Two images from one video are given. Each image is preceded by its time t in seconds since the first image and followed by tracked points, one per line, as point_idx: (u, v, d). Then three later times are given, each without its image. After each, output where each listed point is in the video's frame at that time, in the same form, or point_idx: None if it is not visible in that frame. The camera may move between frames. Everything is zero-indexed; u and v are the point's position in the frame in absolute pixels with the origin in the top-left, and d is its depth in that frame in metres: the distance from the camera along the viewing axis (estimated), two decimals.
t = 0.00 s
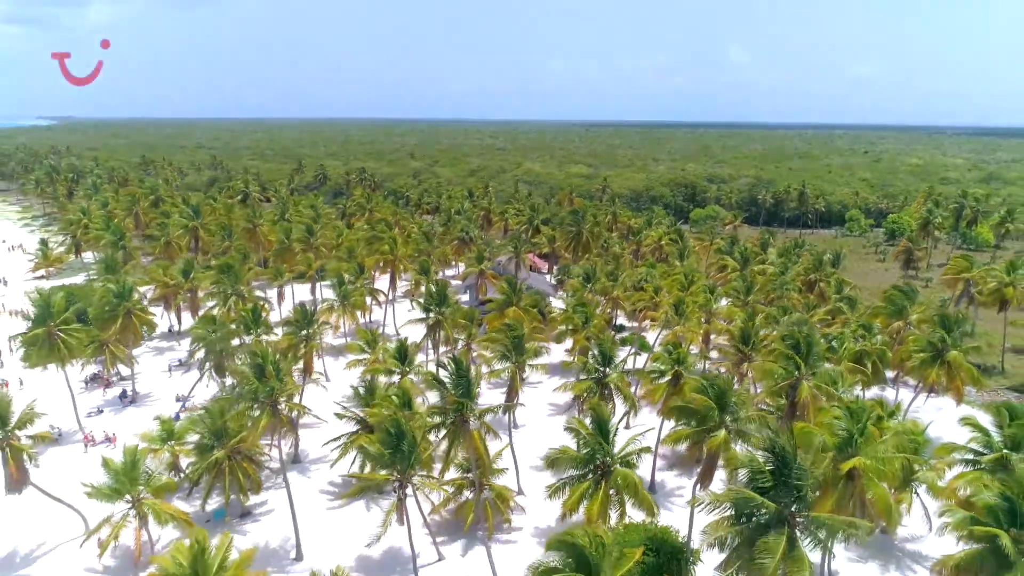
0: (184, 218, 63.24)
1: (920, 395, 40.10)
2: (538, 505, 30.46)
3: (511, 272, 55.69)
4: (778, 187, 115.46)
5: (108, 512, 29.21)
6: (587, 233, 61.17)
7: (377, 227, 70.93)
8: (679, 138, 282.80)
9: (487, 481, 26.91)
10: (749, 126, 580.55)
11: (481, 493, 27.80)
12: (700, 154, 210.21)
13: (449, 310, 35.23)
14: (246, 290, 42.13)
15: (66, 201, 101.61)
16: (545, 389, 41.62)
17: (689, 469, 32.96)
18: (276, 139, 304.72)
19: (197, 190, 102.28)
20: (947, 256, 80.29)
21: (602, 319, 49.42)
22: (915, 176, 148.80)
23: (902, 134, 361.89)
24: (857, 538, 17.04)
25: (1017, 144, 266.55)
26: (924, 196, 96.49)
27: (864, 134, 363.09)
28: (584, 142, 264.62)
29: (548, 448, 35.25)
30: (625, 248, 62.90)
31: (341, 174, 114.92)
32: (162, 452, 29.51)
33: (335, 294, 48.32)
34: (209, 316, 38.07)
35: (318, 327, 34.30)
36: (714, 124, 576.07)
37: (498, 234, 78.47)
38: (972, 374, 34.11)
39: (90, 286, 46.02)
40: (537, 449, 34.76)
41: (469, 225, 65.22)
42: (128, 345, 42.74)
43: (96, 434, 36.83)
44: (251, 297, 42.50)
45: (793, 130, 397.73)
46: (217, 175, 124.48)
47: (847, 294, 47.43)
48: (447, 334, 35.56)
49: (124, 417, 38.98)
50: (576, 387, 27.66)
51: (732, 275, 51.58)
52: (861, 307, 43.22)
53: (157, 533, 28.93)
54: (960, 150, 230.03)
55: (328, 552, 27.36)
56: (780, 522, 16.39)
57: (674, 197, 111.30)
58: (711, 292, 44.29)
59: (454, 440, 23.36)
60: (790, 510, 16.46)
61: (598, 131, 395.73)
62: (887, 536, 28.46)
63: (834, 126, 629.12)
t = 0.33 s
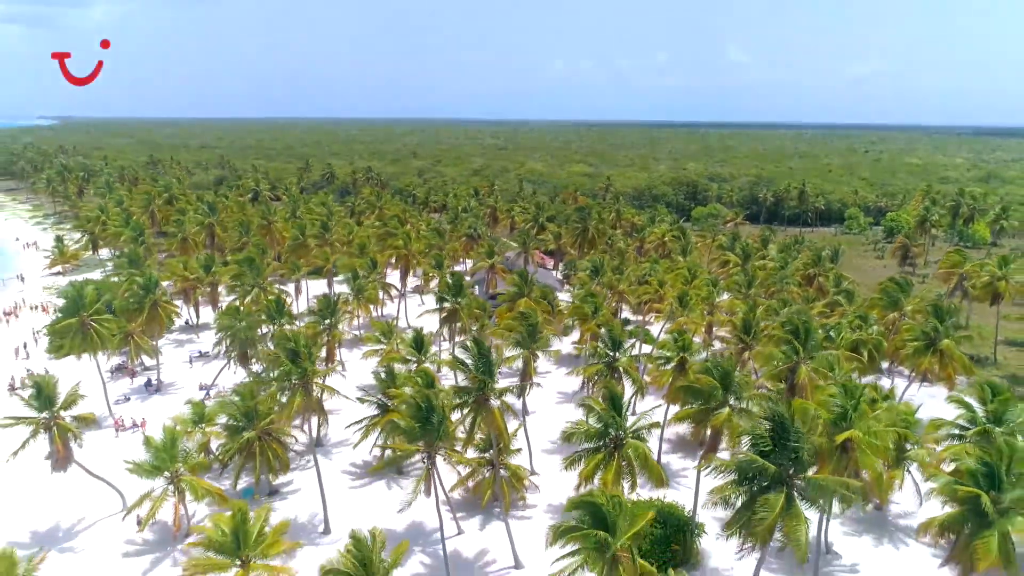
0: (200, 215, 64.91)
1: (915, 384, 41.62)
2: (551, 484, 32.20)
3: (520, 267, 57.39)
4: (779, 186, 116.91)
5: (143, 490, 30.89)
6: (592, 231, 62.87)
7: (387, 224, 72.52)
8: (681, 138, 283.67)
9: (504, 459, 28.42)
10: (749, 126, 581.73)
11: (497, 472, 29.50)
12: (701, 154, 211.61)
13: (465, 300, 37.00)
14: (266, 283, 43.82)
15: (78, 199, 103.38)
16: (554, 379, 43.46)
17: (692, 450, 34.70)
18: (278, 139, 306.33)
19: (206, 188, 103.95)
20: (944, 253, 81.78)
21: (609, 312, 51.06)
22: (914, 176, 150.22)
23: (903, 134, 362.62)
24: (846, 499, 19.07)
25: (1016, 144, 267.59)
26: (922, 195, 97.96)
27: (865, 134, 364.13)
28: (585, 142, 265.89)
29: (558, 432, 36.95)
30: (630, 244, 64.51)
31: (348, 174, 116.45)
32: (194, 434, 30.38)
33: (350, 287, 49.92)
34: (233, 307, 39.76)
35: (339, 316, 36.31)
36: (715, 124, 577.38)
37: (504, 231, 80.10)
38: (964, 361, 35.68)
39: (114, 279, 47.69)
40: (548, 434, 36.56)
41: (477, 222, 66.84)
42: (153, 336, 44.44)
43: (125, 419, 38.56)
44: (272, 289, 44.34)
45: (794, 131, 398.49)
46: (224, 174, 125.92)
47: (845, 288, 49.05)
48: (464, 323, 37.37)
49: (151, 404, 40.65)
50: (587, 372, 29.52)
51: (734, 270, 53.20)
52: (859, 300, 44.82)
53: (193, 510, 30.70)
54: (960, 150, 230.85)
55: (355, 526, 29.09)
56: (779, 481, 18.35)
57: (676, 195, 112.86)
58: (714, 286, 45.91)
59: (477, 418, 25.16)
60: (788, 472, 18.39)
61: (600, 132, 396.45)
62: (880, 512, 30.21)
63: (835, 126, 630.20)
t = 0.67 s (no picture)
0: (214, 213, 66.57)
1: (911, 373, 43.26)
2: (563, 466, 33.90)
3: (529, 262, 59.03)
4: (779, 185, 118.44)
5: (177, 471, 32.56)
6: (598, 227, 64.47)
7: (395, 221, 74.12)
8: (682, 138, 284.86)
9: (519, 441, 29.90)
10: (749, 125, 583.11)
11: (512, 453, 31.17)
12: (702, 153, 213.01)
13: (480, 291, 38.93)
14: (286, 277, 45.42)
15: (90, 198, 105.17)
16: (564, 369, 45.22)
17: (697, 435, 36.34)
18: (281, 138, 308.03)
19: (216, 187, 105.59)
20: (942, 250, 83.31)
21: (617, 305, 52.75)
22: (913, 175, 151.65)
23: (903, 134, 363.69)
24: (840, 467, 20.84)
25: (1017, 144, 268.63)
26: (920, 193, 99.47)
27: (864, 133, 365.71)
28: (587, 142, 267.47)
29: (568, 420, 38.59)
30: (634, 241, 66.12)
31: (354, 173, 118.09)
32: (224, 416, 31.95)
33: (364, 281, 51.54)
34: (256, 300, 41.42)
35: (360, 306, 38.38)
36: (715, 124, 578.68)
37: (509, 228, 81.64)
38: (957, 350, 37.29)
39: (137, 273, 49.37)
40: (559, 420, 38.25)
41: (484, 220, 68.41)
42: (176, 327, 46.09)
43: (152, 406, 40.26)
44: (291, 282, 46.07)
45: (795, 131, 399.32)
46: (231, 173, 127.45)
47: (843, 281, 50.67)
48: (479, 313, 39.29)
49: (176, 392, 42.35)
50: (599, 356, 31.79)
51: (736, 264, 54.84)
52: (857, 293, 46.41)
53: (226, 488, 32.39)
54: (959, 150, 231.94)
55: (378, 503, 30.73)
56: (779, 448, 20.06)
57: (678, 194, 114.45)
58: (717, 279, 47.52)
59: (496, 398, 27.18)
60: (788, 441, 20.11)
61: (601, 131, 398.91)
62: (875, 491, 31.88)
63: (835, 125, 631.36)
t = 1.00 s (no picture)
0: (228, 209, 68.17)
1: (907, 364, 44.88)
2: (573, 449, 35.60)
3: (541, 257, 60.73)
4: (780, 184, 119.75)
5: (206, 452, 34.21)
6: (603, 224, 66.04)
7: (404, 218, 75.71)
8: (683, 138, 285.98)
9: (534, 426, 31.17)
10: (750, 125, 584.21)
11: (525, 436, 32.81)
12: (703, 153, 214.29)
13: (494, 284, 40.63)
14: (304, 270, 47.08)
15: (100, 195, 106.70)
16: (572, 360, 46.92)
17: (699, 421, 38.03)
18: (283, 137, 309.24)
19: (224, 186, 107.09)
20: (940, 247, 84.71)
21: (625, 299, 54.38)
22: (912, 175, 152.91)
23: (903, 134, 364.85)
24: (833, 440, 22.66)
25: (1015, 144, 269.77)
26: (918, 192, 100.85)
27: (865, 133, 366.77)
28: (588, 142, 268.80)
29: (577, 407, 40.24)
30: (638, 237, 67.74)
31: (359, 171, 119.53)
32: (252, 401, 33.11)
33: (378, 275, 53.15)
34: (277, 293, 43.08)
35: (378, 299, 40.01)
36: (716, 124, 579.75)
37: (515, 225, 83.04)
38: (950, 341, 38.94)
39: (158, 267, 50.98)
40: (568, 408, 39.98)
41: (492, 217, 69.98)
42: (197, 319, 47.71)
43: (177, 393, 41.92)
44: (308, 276, 47.70)
45: (796, 131, 400.84)
46: (238, 171, 128.91)
47: (842, 276, 52.31)
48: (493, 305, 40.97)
49: (199, 381, 43.99)
50: (610, 344, 33.63)
51: (738, 260, 56.47)
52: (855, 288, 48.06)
53: (253, 470, 34.08)
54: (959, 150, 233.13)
55: (399, 483, 32.43)
56: (779, 423, 21.72)
57: (680, 193, 115.95)
58: (719, 274, 49.14)
59: (514, 380, 29.74)
60: (788, 416, 21.77)
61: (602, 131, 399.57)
62: (871, 473, 33.53)
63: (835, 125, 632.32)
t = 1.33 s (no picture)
0: (241, 207, 69.85)
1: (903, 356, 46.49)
2: (583, 434, 37.24)
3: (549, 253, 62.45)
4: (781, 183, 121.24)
5: (233, 436, 35.91)
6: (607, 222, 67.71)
7: (412, 215, 77.40)
8: (684, 138, 286.31)
9: (547, 410, 32.37)
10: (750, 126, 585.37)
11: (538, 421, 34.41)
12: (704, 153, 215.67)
13: (506, 277, 42.32)
14: (321, 265, 48.79)
15: (111, 194, 108.28)
16: (580, 352, 48.59)
17: (703, 410, 39.65)
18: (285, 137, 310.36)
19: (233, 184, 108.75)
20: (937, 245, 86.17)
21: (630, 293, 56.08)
22: (912, 175, 154.23)
23: (902, 134, 365.41)
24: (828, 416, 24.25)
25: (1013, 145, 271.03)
26: (917, 191, 102.26)
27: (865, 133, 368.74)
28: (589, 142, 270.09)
29: (585, 396, 41.86)
30: (642, 234, 69.38)
31: (365, 170, 121.15)
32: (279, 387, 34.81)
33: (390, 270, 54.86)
34: (296, 286, 44.84)
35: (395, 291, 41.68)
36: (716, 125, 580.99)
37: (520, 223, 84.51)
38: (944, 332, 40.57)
39: (179, 262, 52.72)
40: (577, 397, 41.64)
41: (499, 215, 71.70)
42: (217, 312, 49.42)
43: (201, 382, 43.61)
44: (325, 270, 49.44)
45: (796, 131, 401.91)
46: (245, 170, 130.56)
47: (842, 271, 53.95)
48: (505, 297, 42.64)
49: (221, 371, 45.65)
50: (619, 333, 35.39)
51: (740, 256, 58.12)
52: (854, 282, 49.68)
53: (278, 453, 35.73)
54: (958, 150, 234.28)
55: (417, 465, 34.10)
56: (780, 401, 23.31)
57: (682, 193, 117.49)
58: (722, 269, 50.80)
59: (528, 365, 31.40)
60: (788, 395, 23.36)
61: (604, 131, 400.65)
62: (868, 456, 35.14)
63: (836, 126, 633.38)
